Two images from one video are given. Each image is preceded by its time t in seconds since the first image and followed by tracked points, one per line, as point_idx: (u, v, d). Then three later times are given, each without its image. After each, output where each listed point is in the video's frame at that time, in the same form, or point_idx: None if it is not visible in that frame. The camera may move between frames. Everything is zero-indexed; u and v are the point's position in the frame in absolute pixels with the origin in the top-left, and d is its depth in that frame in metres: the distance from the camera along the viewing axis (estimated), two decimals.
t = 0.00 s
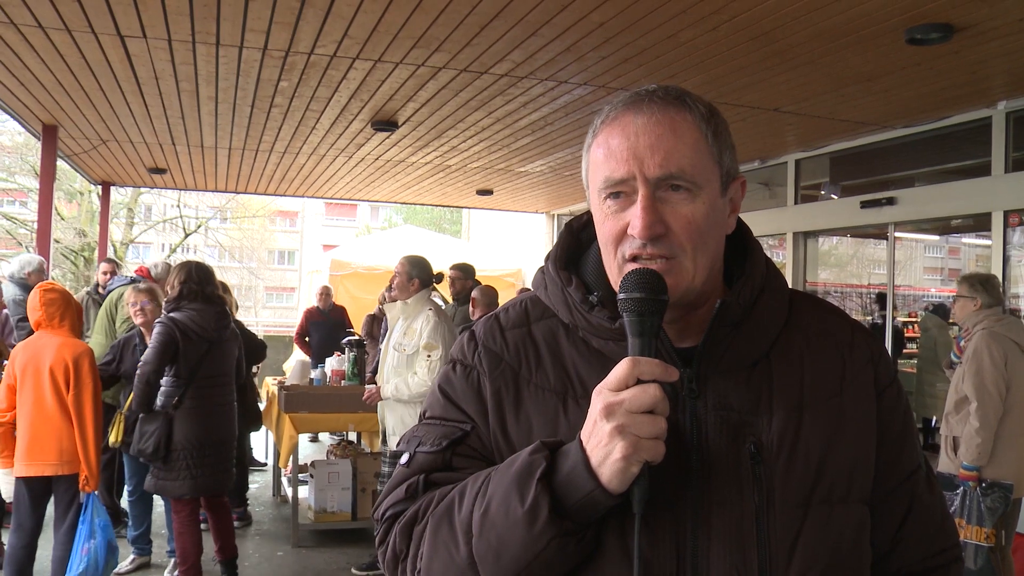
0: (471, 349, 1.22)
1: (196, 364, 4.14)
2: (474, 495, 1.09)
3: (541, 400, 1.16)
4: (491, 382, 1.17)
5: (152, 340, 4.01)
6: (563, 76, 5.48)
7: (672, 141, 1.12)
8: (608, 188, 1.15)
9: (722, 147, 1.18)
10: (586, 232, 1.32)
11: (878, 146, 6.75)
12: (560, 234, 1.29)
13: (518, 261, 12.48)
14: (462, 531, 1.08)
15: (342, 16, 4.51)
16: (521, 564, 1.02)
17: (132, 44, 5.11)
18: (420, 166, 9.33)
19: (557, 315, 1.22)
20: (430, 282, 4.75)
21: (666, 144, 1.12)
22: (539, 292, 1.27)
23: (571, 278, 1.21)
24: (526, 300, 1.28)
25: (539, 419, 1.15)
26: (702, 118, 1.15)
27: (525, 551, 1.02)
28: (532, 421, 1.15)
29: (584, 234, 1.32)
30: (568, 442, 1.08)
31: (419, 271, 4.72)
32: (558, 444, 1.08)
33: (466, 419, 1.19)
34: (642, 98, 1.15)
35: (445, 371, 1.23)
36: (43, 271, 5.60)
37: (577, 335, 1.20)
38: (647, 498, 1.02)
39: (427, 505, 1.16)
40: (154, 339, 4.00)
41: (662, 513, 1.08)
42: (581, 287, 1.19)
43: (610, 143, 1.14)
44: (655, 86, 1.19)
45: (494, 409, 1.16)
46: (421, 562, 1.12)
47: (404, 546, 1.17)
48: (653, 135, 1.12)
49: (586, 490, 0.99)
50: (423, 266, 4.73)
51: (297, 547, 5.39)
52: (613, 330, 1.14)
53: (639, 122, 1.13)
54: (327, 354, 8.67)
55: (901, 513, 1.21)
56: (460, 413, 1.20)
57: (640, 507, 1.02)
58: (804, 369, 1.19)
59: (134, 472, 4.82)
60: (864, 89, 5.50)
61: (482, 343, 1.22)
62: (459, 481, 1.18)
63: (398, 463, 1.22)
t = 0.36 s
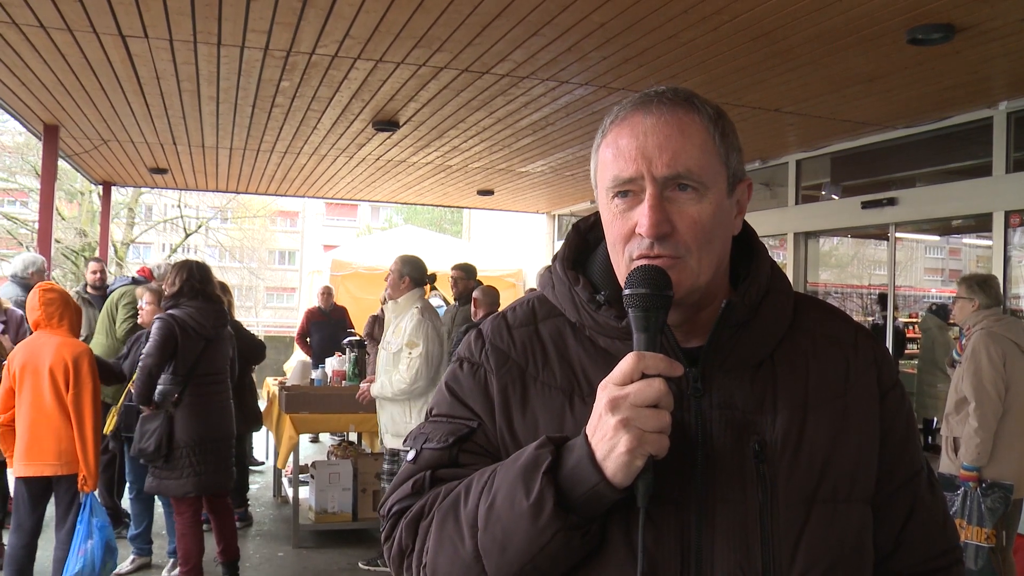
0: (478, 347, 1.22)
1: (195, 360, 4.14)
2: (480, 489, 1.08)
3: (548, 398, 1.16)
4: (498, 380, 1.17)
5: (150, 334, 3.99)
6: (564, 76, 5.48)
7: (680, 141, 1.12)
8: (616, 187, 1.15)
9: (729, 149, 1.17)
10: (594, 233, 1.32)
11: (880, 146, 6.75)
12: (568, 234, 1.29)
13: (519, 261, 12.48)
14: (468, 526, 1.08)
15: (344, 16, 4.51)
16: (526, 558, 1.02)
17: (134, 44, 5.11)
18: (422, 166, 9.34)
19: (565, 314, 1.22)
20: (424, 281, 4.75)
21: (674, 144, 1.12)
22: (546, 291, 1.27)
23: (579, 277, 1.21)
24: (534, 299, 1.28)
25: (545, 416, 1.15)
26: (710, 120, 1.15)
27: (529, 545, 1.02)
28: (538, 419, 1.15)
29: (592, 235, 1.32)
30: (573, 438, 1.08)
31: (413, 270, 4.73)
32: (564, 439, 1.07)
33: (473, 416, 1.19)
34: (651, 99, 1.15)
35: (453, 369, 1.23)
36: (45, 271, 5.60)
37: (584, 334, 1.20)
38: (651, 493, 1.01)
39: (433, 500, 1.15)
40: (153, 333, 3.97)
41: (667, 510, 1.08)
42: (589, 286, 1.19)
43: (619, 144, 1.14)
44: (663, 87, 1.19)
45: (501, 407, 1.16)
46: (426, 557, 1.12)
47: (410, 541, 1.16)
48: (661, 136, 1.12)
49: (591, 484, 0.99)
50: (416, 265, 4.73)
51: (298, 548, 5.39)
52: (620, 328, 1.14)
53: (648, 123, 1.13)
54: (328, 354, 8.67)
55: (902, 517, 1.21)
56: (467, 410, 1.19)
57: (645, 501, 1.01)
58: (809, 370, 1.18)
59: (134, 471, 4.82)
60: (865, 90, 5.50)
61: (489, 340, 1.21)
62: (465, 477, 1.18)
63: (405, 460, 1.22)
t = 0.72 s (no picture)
0: (477, 350, 1.22)
1: (191, 364, 4.14)
2: (476, 492, 1.08)
3: (545, 401, 1.16)
4: (496, 383, 1.17)
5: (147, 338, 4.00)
6: (561, 80, 5.49)
7: (677, 148, 1.12)
8: (613, 193, 1.15)
9: (727, 154, 1.17)
10: (593, 236, 1.32)
11: (876, 149, 6.76)
12: (567, 237, 1.29)
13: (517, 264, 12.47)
14: (464, 528, 1.08)
15: (341, 20, 4.51)
16: (521, 562, 1.02)
17: (131, 48, 5.11)
18: (419, 170, 9.33)
19: (563, 317, 1.22)
20: (406, 284, 4.78)
21: (672, 150, 1.12)
22: (545, 294, 1.27)
23: (577, 281, 1.21)
24: (533, 302, 1.28)
25: (542, 419, 1.15)
26: (708, 126, 1.15)
27: (524, 549, 1.02)
28: (535, 422, 1.15)
29: (591, 238, 1.32)
30: (569, 442, 1.08)
31: (395, 272, 4.75)
32: (560, 443, 1.07)
33: (472, 418, 1.19)
34: (649, 105, 1.15)
35: (452, 371, 1.23)
36: (43, 275, 5.59)
37: (582, 337, 1.20)
38: (645, 497, 1.01)
39: (431, 502, 1.15)
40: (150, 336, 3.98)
41: (661, 513, 1.08)
42: (587, 290, 1.19)
43: (617, 150, 1.15)
44: (662, 93, 1.19)
45: (499, 410, 1.16)
46: (424, 559, 1.12)
47: (408, 543, 1.16)
48: (658, 143, 1.13)
49: (585, 488, 0.99)
50: (397, 268, 4.78)
51: (295, 552, 5.37)
52: (617, 333, 1.14)
53: (645, 129, 1.13)
54: (325, 357, 8.66)
55: (898, 520, 1.21)
56: (466, 413, 1.19)
57: (639, 505, 1.01)
58: (805, 374, 1.19)
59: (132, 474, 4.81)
60: (861, 93, 5.51)
61: (487, 343, 1.21)
62: (463, 479, 1.18)
63: (404, 462, 1.22)
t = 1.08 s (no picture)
0: (469, 352, 1.21)
1: (191, 367, 4.15)
2: (467, 496, 1.08)
3: (537, 404, 1.15)
4: (488, 385, 1.17)
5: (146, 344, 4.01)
6: (560, 79, 5.48)
7: (666, 149, 1.12)
8: (603, 195, 1.14)
9: (718, 155, 1.17)
10: (585, 236, 1.32)
11: (875, 149, 6.76)
12: (558, 238, 1.28)
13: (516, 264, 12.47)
14: (455, 531, 1.07)
15: (340, 20, 4.51)
16: (511, 566, 1.02)
17: (129, 48, 5.10)
18: (418, 170, 9.33)
19: (553, 319, 1.22)
20: (390, 284, 4.80)
21: (662, 152, 1.12)
22: (536, 295, 1.26)
23: (568, 283, 1.20)
24: (524, 302, 1.27)
25: (534, 422, 1.15)
26: (698, 126, 1.15)
27: (514, 553, 1.01)
28: (526, 424, 1.15)
29: (583, 238, 1.31)
30: (559, 446, 1.08)
31: (378, 273, 4.78)
32: (549, 446, 1.07)
33: (464, 420, 1.18)
34: (639, 106, 1.15)
35: (445, 373, 1.22)
36: (42, 276, 5.58)
37: (573, 340, 1.20)
38: (634, 500, 1.01)
39: (424, 505, 1.15)
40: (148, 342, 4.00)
41: (649, 517, 1.08)
42: (577, 292, 1.19)
43: (607, 151, 1.14)
44: (653, 93, 1.19)
45: (491, 412, 1.16)
46: (417, 561, 1.12)
47: (401, 544, 1.16)
48: (648, 144, 1.12)
49: (574, 493, 0.99)
50: (381, 269, 4.83)
51: (294, 552, 5.37)
52: (607, 337, 1.13)
53: (635, 130, 1.13)
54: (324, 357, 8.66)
55: (889, 520, 1.21)
56: (458, 415, 1.19)
57: (628, 509, 1.01)
58: (796, 375, 1.18)
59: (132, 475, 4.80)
60: (860, 93, 5.51)
61: (479, 346, 1.21)
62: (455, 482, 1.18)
63: (397, 464, 1.22)
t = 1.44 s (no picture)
0: (462, 350, 1.21)
1: (192, 366, 4.15)
2: (461, 488, 1.08)
3: (529, 398, 1.15)
4: (481, 381, 1.17)
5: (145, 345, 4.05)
6: (561, 77, 5.48)
7: (654, 146, 1.12)
8: (593, 191, 1.14)
9: (705, 152, 1.17)
10: (576, 236, 1.31)
11: (876, 145, 6.75)
12: (550, 237, 1.28)
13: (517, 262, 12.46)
14: (450, 523, 1.08)
15: (340, 18, 4.50)
16: (505, 555, 1.02)
17: (129, 47, 5.10)
18: (419, 168, 9.33)
19: (545, 317, 1.22)
20: (368, 283, 4.85)
21: (650, 148, 1.12)
22: (529, 294, 1.26)
23: (560, 280, 1.20)
24: (517, 302, 1.27)
25: (527, 416, 1.14)
26: (685, 123, 1.15)
27: (507, 542, 1.01)
28: (520, 419, 1.15)
29: (575, 237, 1.31)
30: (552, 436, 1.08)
31: (353, 272, 4.82)
32: (542, 437, 1.07)
33: (458, 418, 1.19)
34: (626, 103, 1.15)
35: (438, 372, 1.22)
36: (43, 275, 5.58)
37: (565, 335, 1.20)
38: (626, 486, 1.00)
39: (419, 500, 1.15)
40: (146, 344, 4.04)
41: (643, 508, 1.08)
42: (569, 289, 1.19)
43: (595, 149, 1.14)
44: (640, 92, 1.19)
45: (484, 408, 1.16)
46: (413, 555, 1.12)
47: (399, 540, 1.16)
48: (636, 141, 1.12)
49: (566, 480, 0.99)
50: (358, 267, 4.86)
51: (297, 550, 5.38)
52: (598, 331, 1.13)
53: (623, 128, 1.13)
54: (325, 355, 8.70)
55: (882, 512, 1.20)
56: (452, 412, 1.19)
57: (620, 494, 1.01)
58: (786, 368, 1.18)
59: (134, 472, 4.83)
60: (861, 89, 5.50)
61: (473, 344, 1.21)
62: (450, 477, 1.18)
63: (393, 461, 1.22)
